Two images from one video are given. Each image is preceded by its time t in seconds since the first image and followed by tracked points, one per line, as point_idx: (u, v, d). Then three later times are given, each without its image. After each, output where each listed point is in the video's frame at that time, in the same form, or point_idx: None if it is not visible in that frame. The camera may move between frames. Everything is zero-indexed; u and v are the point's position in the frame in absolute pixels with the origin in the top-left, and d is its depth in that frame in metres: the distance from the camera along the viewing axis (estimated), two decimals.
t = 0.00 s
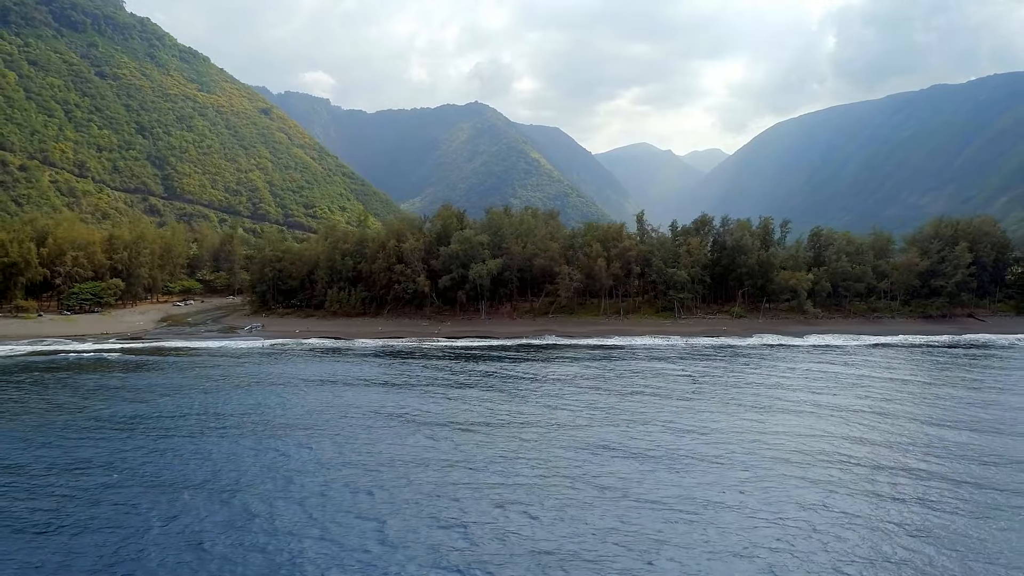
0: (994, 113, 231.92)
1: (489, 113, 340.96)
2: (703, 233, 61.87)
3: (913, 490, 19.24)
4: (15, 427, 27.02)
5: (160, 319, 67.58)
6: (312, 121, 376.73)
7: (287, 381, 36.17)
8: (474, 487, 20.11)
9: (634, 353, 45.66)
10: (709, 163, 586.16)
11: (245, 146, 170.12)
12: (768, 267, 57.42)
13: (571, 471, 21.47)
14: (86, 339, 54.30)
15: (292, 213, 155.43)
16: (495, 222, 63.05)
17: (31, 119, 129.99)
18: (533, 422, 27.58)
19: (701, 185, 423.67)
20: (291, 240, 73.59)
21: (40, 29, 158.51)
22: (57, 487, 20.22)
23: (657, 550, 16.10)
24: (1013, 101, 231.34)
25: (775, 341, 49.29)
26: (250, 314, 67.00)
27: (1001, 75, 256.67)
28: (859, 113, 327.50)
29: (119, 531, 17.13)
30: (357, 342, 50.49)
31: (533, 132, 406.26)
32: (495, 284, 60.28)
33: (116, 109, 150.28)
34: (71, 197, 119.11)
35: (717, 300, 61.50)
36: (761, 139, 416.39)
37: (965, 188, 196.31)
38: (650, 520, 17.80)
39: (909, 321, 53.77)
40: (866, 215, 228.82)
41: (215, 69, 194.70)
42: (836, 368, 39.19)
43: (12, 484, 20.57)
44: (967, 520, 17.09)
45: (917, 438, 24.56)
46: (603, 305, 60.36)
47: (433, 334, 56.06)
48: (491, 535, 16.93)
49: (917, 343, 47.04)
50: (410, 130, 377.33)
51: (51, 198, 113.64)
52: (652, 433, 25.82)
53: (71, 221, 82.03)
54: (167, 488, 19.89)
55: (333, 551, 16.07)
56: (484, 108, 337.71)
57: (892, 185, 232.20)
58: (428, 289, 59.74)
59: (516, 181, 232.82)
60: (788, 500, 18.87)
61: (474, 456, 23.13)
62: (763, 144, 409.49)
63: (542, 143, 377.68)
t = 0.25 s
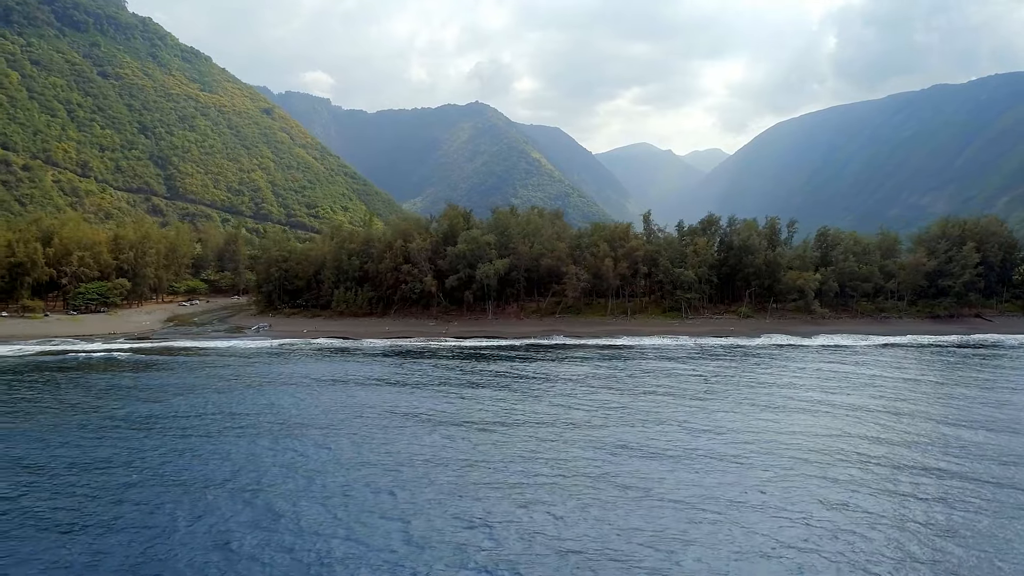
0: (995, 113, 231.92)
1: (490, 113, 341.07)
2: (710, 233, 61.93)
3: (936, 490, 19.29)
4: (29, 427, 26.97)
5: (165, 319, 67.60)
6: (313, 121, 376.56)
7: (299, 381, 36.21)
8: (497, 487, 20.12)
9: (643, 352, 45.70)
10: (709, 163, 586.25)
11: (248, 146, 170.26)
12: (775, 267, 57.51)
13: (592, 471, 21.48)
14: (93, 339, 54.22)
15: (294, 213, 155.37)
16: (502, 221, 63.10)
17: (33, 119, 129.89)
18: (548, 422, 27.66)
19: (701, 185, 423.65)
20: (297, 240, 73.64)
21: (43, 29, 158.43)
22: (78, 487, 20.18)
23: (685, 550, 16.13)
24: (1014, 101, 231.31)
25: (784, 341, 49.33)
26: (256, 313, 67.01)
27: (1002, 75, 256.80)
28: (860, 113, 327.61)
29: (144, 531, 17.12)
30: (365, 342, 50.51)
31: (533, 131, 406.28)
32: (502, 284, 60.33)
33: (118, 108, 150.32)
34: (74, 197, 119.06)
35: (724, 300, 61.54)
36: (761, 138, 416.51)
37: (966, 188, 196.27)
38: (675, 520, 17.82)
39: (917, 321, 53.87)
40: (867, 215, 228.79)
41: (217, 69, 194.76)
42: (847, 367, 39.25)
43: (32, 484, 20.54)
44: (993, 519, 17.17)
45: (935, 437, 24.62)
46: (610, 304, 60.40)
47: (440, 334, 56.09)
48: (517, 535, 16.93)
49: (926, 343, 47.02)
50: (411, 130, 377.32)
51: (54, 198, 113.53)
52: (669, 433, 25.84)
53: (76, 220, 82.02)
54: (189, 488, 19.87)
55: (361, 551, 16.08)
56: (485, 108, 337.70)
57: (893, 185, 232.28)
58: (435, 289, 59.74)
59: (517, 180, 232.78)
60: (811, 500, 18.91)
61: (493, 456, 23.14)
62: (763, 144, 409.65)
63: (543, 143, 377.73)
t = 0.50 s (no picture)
0: (996, 113, 232.01)
1: (491, 113, 341.18)
2: (717, 233, 62.00)
3: (961, 490, 19.25)
4: (46, 426, 26.94)
5: (172, 319, 67.62)
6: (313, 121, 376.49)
7: (313, 380, 36.23)
8: (520, 487, 20.09)
9: (654, 352, 45.76)
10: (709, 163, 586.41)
11: (250, 146, 170.39)
12: (783, 266, 57.63)
13: (614, 472, 21.44)
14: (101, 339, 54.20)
15: (297, 213, 155.36)
16: (509, 221, 63.14)
17: (36, 119, 129.82)
18: (566, 422, 27.72)
19: (701, 185, 423.80)
20: (303, 240, 73.68)
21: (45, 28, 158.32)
22: (100, 487, 20.14)
23: (715, 549, 16.10)
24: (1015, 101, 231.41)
25: (793, 341, 49.34)
26: (263, 314, 67.06)
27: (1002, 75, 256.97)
28: (861, 113, 327.80)
29: (170, 531, 17.08)
30: (374, 343, 50.53)
31: (534, 131, 406.42)
32: (510, 284, 60.37)
33: (121, 108, 150.32)
34: (78, 197, 119.03)
35: (731, 300, 61.62)
36: (761, 138, 416.71)
37: (967, 188, 196.29)
38: (702, 520, 17.77)
39: (925, 321, 53.99)
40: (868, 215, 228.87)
41: (219, 69, 194.77)
42: (859, 367, 39.33)
43: (55, 484, 20.55)
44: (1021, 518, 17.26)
45: (955, 437, 24.68)
46: (617, 304, 60.45)
47: (449, 334, 56.11)
48: (546, 535, 16.89)
49: (936, 343, 47.04)
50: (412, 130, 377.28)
51: (57, 199, 113.46)
52: (687, 433, 25.82)
53: (81, 220, 82.02)
54: (212, 488, 19.85)
55: (389, 552, 16.02)
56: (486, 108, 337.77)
57: (894, 185, 232.47)
58: (443, 289, 59.75)
59: (518, 180, 232.83)
60: (837, 500, 18.88)
61: (514, 456, 23.11)
62: (764, 144, 409.79)
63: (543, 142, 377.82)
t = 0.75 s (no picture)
0: (997, 113, 232.01)
1: (492, 113, 341.24)
2: (724, 233, 61.99)
3: (983, 491, 19.33)
4: (61, 425, 26.87)
5: (178, 319, 67.62)
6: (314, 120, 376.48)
7: (325, 380, 36.24)
8: (542, 487, 20.05)
9: (663, 352, 45.78)
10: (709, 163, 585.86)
11: (252, 146, 170.51)
12: (790, 266, 57.67)
13: (634, 473, 21.44)
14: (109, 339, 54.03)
15: (299, 213, 155.30)
16: (516, 221, 63.15)
17: (39, 119, 129.71)
18: (582, 422, 27.74)
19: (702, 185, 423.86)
20: (309, 240, 73.69)
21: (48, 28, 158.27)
22: (121, 487, 20.08)
23: (744, 549, 16.08)
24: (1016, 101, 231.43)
25: (802, 341, 49.31)
26: (269, 313, 67.02)
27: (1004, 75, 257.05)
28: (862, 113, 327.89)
29: (196, 533, 17.02)
30: (382, 343, 50.48)
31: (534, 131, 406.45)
32: (517, 284, 60.37)
33: (124, 108, 150.28)
34: (81, 196, 118.92)
35: (737, 300, 61.62)
36: (762, 138, 416.73)
37: (968, 188, 196.21)
38: (727, 520, 17.74)
39: (933, 322, 54.07)
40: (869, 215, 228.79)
41: (221, 68, 194.79)
42: (869, 367, 39.38)
43: (78, 484, 20.47)
44: None
45: (973, 438, 24.73)
46: (624, 304, 60.46)
47: (456, 334, 56.10)
48: (573, 536, 16.86)
49: (945, 343, 47.04)
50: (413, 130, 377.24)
51: (60, 198, 113.34)
52: (701, 435, 25.76)
53: (86, 220, 81.99)
54: (234, 489, 19.80)
55: (419, 553, 15.97)
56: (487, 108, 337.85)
57: (895, 185, 232.43)
58: (450, 289, 59.74)
59: (520, 181, 232.80)
60: (860, 500, 18.94)
61: (533, 456, 23.14)
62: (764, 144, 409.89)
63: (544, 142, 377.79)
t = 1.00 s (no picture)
0: (998, 113, 232.15)
1: (493, 112, 341.27)
2: (732, 233, 62.03)
3: (1005, 489, 19.45)
4: (79, 424, 26.88)
5: (184, 319, 67.60)
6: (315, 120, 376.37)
7: (339, 380, 36.27)
8: (565, 487, 20.02)
9: (673, 352, 45.84)
10: (709, 163, 586.12)
11: (254, 146, 170.60)
12: (799, 266, 57.75)
13: (656, 473, 21.41)
14: (118, 338, 53.99)
15: (302, 213, 155.23)
16: (523, 221, 63.23)
17: (42, 118, 129.52)
18: (600, 422, 27.80)
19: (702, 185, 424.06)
20: (315, 240, 73.71)
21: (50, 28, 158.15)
22: (145, 487, 20.07)
23: (773, 548, 16.04)
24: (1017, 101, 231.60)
25: (812, 341, 49.30)
26: (276, 313, 67.00)
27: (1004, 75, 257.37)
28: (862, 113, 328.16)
29: (224, 531, 16.98)
30: (391, 342, 50.47)
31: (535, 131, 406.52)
32: (525, 284, 60.40)
33: (126, 108, 150.18)
34: (84, 196, 118.74)
35: (745, 300, 61.69)
36: (762, 138, 416.92)
37: (969, 188, 196.27)
38: (754, 520, 17.71)
39: (941, 321, 54.26)
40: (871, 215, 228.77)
41: (223, 68, 194.75)
42: (881, 367, 39.47)
43: (100, 483, 20.43)
44: None
45: (991, 437, 24.84)
46: (632, 304, 60.51)
47: (465, 334, 56.08)
48: (601, 535, 16.81)
49: (955, 343, 47.07)
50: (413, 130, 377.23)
51: (63, 198, 113.16)
52: (719, 436, 25.75)
53: (91, 220, 81.95)
54: (258, 488, 19.77)
55: (449, 551, 15.93)
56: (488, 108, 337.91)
57: (896, 185, 232.53)
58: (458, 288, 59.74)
59: (521, 181, 232.84)
60: (886, 499, 19.02)
61: (555, 456, 23.20)
62: (765, 144, 410.19)
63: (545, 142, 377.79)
